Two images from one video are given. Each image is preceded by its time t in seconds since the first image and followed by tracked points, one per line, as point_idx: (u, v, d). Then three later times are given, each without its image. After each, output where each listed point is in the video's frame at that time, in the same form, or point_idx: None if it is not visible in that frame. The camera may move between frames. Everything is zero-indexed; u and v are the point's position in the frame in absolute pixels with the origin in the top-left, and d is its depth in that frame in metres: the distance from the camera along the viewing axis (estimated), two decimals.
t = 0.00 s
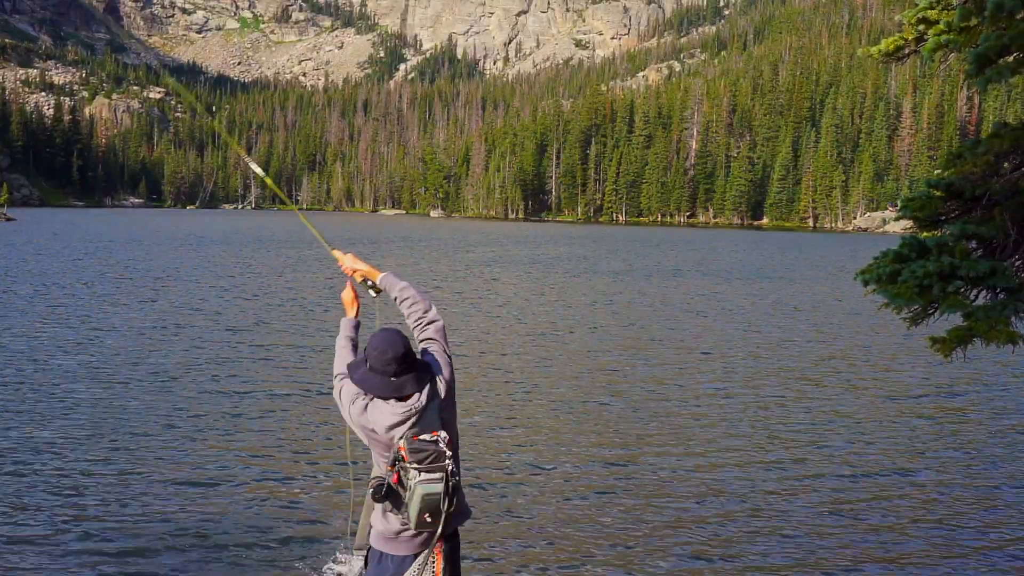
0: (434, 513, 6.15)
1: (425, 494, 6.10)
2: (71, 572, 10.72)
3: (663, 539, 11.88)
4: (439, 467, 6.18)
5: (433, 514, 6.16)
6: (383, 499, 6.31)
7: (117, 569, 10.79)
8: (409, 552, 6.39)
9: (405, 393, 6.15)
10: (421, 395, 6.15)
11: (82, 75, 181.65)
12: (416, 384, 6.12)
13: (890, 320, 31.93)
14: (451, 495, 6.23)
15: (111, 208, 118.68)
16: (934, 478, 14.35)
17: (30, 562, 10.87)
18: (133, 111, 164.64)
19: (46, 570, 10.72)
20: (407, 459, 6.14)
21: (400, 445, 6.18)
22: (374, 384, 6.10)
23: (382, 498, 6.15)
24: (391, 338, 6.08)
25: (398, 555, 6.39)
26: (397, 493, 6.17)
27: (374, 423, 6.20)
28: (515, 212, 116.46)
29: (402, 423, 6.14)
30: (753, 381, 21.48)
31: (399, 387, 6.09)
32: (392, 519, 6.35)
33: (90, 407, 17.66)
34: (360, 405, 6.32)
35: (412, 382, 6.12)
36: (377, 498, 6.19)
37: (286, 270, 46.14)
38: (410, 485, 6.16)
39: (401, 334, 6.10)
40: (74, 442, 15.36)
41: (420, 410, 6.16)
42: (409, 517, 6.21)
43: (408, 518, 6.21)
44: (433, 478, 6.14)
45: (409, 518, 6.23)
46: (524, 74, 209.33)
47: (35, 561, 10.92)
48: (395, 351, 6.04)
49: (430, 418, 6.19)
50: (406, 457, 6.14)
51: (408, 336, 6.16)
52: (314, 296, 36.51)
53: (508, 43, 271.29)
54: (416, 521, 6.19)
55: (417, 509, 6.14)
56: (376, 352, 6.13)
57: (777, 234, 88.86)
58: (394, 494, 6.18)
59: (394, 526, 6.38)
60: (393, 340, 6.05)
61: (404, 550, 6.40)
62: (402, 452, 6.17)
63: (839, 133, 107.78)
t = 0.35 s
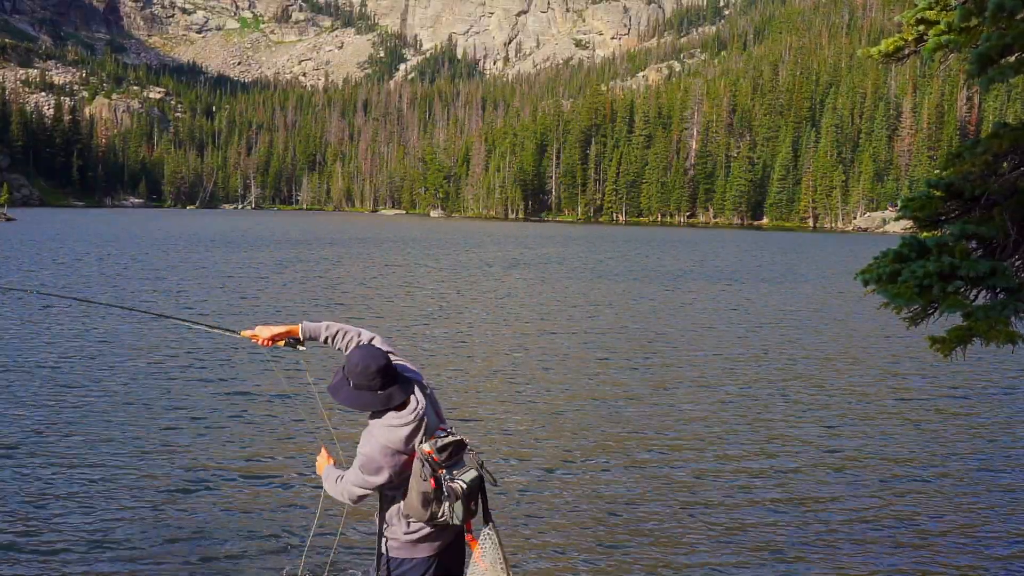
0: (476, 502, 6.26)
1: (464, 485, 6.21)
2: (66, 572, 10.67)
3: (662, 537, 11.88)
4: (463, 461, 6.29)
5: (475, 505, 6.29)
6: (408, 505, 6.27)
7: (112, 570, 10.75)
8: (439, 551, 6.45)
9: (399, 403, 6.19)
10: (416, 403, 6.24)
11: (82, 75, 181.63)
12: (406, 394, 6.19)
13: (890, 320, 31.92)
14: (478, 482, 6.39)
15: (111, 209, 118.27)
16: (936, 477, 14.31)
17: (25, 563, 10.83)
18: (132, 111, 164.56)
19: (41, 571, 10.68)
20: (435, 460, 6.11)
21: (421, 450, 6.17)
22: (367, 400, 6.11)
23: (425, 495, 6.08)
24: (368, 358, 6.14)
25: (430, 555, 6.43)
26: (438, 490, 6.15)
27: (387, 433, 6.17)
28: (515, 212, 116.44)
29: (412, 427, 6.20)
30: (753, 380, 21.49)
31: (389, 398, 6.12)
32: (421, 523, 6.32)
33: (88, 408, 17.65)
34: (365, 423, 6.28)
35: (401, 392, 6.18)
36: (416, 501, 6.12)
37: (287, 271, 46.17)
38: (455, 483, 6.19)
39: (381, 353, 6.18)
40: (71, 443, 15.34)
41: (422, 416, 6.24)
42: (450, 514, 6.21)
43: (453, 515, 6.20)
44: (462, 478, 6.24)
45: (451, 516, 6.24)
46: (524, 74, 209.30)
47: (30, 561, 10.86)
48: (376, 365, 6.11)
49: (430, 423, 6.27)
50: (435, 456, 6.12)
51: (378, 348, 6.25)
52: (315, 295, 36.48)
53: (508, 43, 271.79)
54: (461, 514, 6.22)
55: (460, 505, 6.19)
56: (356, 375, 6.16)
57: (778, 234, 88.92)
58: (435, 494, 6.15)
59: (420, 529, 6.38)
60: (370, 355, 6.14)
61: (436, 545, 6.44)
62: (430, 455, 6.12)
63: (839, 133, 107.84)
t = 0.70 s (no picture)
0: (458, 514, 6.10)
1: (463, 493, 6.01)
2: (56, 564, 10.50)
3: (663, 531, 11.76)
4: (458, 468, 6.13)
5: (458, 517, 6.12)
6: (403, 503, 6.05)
7: (108, 562, 10.61)
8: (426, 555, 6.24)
9: (409, 396, 5.94)
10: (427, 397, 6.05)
11: (82, 75, 181.75)
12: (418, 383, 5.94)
13: (891, 321, 31.83)
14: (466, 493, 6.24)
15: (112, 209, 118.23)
16: (939, 476, 14.21)
17: (20, 555, 10.69)
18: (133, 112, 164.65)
19: (34, 561, 10.57)
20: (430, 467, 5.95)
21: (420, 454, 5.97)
22: (379, 389, 5.84)
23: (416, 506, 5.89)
24: (385, 349, 5.87)
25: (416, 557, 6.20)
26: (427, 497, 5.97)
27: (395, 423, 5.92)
28: (515, 212, 116.54)
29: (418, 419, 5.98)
30: (753, 380, 21.46)
31: (402, 390, 5.87)
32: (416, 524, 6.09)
33: (85, 409, 17.49)
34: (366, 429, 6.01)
35: (411, 381, 5.92)
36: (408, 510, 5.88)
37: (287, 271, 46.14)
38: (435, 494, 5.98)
39: (404, 345, 5.91)
40: (68, 440, 15.26)
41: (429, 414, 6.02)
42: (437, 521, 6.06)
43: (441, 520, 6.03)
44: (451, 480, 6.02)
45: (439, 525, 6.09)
46: (524, 74, 209.30)
47: (21, 554, 10.72)
48: (395, 356, 5.84)
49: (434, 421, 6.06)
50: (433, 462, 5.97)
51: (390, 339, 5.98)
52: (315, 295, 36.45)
53: (509, 43, 271.96)
54: (448, 525, 6.03)
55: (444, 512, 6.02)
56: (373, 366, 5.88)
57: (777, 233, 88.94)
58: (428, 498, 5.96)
59: (413, 531, 6.15)
60: (393, 344, 5.86)
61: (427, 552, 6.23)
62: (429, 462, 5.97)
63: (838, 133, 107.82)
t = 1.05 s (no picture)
0: (413, 533, 5.74)
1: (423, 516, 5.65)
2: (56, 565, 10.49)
3: (662, 532, 11.79)
4: (442, 488, 5.77)
5: (406, 535, 5.76)
6: (380, 506, 5.75)
7: (108, 562, 10.64)
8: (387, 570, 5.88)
9: (429, 398, 5.63)
10: (450, 407, 5.72)
11: (82, 75, 181.71)
12: (451, 390, 5.62)
13: (890, 321, 31.85)
14: (438, 517, 5.90)
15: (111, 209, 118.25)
16: (938, 476, 14.24)
17: (20, 556, 10.69)
18: (132, 112, 164.77)
19: (34, 562, 10.56)
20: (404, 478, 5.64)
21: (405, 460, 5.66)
22: (411, 382, 5.57)
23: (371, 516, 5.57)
24: (435, 344, 5.58)
25: (373, 567, 5.86)
26: (393, 508, 5.66)
27: (414, 426, 5.63)
28: (515, 212, 116.62)
29: (431, 428, 5.67)
30: (753, 380, 21.48)
31: (431, 387, 5.56)
32: (382, 532, 5.79)
33: (84, 408, 17.49)
34: (378, 417, 5.75)
35: (447, 385, 5.61)
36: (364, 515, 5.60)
37: (288, 271, 46.19)
38: (401, 506, 5.67)
39: (447, 344, 5.62)
40: (68, 439, 15.26)
41: (441, 427, 5.69)
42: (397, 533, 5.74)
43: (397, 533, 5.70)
44: (427, 500, 5.69)
45: (398, 538, 5.76)
46: (524, 74, 209.22)
47: (21, 555, 10.71)
48: (438, 353, 5.55)
49: (449, 436, 5.74)
50: (410, 473, 5.67)
51: (445, 338, 5.69)
52: (316, 296, 36.42)
53: (509, 43, 271.84)
54: (397, 539, 5.74)
55: (397, 527, 5.71)
56: (415, 353, 5.62)
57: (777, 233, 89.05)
58: (395, 509, 5.65)
59: (383, 542, 5.83)
60: (432, 340, 5.57)
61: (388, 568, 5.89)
62: (405, 470, 5.66)
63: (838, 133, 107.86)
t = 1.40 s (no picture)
0: (412, 533, 5.70)
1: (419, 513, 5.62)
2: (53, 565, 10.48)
3: (661, 532, 11.78)
4: (445, 490, 5.71)
5: (407, 534, 5.72)
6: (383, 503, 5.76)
7: (105, 561, 10.61)
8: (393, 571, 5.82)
9: (433, 397, 5.69)
10: (455, 408, 5.73)
11: (82, 75, 181.84)
12: (457, 390, 5.64)
13: (892, 321, 31.80)
14: (444, 523, 5.81)
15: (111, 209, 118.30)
16: (937, 477, 14.20)
17: (17, 556, 10.66)
18: (133, 112, 164.85)
19: (30, 562, 10.55)
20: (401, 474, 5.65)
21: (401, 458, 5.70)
22: (415, 382, 5.63)
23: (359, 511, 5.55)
24: (437, 345, 5.69)
25: (380, 568, 5.82)
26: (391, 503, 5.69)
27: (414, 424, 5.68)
28: (515, 212, 116.75)
29: (437, 427, 5.69)
30: (752, 380, 21.46)
31: (433, 385, 5.62)
32: (384, 529, 5.79)
33: (81, 409, 17.46)
34: (376, 417, 5.85)
35: (453, 385, 5.65)
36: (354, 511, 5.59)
37: (289, 271, 46.20)
38: (399, 504, 5.70)
39: (452, 342, 5.71)
40: (70, 440, 15.28)
41: (444, 428, 5.70)
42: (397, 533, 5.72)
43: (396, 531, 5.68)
44: (427, 500, 5.63)
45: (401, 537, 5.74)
46: (524, 74, 209.14)
47: (18, 555, 10.66)
48: (441, 352, 5.65)
49: (455, 438, 5.71)
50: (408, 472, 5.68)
51: (455, 339, 5.78)
52: (317, 296, 36.43)
53: (508, 44, 271.74)
54: (399, 538, 5.74)
55: (393, 523, 5.71)
56: (421, 351, 5.74)
57: (777, 233, 89.09)
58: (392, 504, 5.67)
59: (388, 541, 5.80)
60: (435, 341, 5.70)
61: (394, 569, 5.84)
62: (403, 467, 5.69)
63: (838, 133, 107.86)
